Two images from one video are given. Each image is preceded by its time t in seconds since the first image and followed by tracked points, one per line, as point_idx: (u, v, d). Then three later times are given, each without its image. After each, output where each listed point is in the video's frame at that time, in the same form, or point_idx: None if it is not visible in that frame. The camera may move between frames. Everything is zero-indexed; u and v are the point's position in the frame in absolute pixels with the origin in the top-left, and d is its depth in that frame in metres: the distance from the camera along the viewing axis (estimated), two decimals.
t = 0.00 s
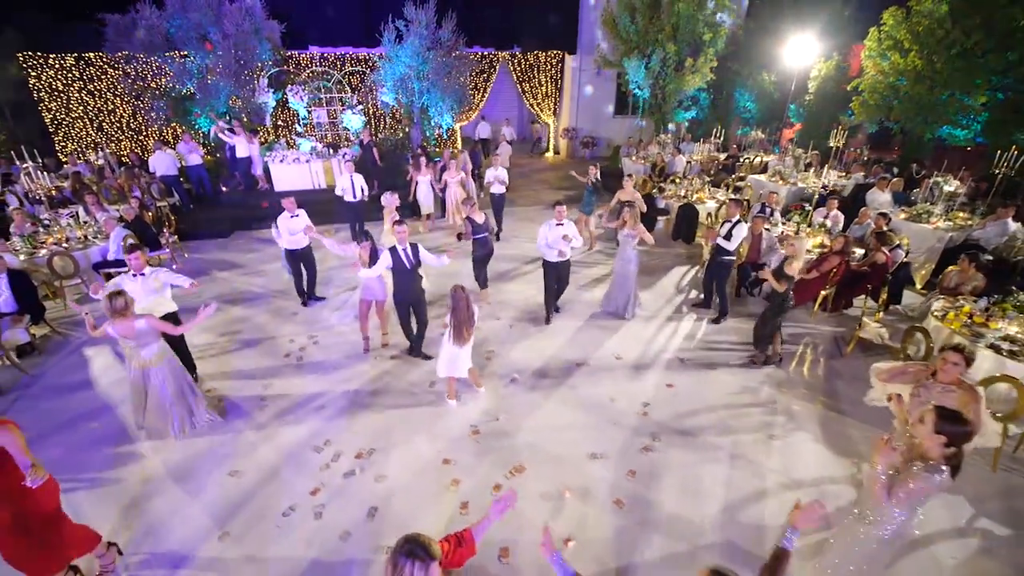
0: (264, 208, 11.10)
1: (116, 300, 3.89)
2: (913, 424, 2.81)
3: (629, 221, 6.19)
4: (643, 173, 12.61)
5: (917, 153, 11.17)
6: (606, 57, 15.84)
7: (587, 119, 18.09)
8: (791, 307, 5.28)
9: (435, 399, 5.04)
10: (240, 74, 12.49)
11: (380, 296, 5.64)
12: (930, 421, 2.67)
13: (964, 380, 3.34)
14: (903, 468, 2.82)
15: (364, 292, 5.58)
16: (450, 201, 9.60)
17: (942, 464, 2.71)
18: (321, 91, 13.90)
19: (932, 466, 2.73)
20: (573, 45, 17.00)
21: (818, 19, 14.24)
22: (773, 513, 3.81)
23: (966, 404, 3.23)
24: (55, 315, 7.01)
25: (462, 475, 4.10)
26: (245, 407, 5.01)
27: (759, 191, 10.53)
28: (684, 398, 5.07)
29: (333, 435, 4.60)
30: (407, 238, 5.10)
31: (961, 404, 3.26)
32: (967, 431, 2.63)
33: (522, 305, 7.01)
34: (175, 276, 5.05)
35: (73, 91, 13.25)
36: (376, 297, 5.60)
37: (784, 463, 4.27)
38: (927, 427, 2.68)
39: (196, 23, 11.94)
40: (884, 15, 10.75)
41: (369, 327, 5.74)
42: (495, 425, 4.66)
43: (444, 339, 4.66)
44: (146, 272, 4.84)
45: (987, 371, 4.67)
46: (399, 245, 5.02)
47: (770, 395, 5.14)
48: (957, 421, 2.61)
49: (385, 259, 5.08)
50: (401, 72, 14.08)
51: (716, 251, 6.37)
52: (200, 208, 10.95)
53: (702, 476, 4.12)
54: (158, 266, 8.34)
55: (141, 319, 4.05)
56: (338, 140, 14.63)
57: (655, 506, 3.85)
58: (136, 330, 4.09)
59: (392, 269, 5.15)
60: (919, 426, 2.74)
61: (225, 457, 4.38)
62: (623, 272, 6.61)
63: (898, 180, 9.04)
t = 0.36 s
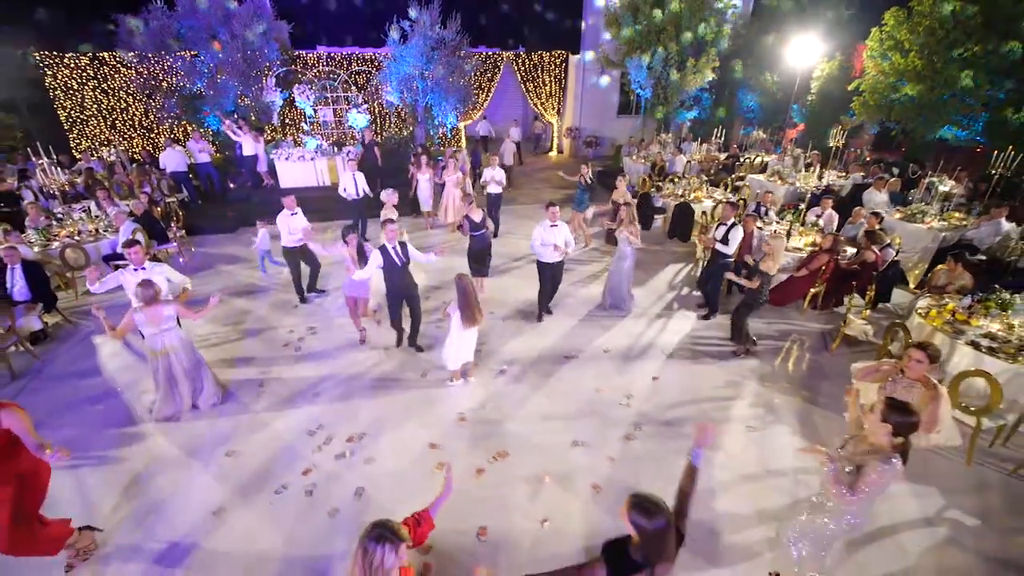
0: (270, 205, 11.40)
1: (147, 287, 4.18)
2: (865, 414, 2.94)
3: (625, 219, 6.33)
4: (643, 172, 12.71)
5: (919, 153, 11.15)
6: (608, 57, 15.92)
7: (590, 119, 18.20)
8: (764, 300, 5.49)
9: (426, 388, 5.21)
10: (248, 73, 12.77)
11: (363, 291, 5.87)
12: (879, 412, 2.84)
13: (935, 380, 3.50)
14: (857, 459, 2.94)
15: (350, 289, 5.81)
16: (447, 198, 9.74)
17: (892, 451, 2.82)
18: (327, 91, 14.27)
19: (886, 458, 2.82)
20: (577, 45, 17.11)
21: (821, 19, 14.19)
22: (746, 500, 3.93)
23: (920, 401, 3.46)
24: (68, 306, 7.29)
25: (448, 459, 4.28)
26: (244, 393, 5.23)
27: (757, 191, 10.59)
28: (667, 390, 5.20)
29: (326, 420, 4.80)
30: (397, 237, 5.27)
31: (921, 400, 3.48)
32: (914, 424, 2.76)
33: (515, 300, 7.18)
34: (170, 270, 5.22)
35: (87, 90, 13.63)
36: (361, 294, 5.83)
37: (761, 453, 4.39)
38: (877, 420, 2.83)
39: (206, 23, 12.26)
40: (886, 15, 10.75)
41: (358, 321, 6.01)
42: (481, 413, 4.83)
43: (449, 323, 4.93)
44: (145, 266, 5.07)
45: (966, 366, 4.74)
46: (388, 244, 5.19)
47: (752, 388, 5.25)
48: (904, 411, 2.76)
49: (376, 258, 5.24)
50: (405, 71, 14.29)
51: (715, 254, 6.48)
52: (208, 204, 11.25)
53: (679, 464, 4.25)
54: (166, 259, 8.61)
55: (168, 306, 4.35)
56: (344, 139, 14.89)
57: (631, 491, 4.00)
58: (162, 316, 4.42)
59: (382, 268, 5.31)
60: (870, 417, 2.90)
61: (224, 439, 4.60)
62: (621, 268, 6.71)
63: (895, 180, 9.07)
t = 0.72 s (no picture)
0: (278, 201, 11.71)
1: (163, 270, 4.43)
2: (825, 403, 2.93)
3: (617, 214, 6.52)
4: (646, 171, 12.78)
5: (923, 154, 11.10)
6: (615, 57, 16.05)
7: (596, 119, 18.32)
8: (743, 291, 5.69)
9: (422, 377, 5.42)
10: (259, 72, 13.09)
11: (359, 282, 6.06)
12: (835, 398, 2.80)
13: (902, 375, 3.61)
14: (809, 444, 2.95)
15: (347, 279, 6.01)
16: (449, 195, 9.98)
17: (846, 439, 2.81)
18: (336, 90, 14.62)
19: (833, 441, 2.82)
20: (584, 44, 17.24)
21: (829, 19, 14.13)
22: (722, 486, 4.06)
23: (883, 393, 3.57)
24: (83, 295, 7.61)
25: (436, 442, 4.47)
26: (248, 378, 5.48)
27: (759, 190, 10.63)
28: (654, 382, 5.33)
29: (324, 404, 5.03)
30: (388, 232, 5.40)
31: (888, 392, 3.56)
32: (869, 413, 2.72)
33: (512, 295, 7.34)
34: (176, 255, 5.59)
35: (106, 88, 14.08)
36: (355, 283, 6.04)
37: (741, 443, 4.50)
38: (833, 407, 2.80)
39: (219, 24, 12.60)
40: (893, 15, 10.71)
41: (352, 310, 6.23)
42: (472, 401, 5.01)
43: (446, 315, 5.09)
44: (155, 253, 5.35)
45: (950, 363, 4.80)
46: (379, 240, 5.30)
47: (738, 382, 5.37)
48: (860, 400, 2.71)
49: (368, 253, 5.33)
50: (413, 71, 14.50)
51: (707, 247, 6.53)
52: (218, 199, 11.60)
53: (662, 452, 4.39)
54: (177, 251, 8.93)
55: (180, 288, 4.59)
56: (352, 137, 15.18)
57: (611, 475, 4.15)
58: (176, 299, 4.63)
59: (374, 264, 5.44)
60: (828, 404, 2.86)
61: (227, 420, 4.84)
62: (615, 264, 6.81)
63: (895, 181, 9.06)
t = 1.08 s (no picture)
0: (287, 198, 12.00)
1: (171, 262, 4.67)
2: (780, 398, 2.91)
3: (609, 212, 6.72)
4: (649, 171, 12.86)
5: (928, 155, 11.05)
6: (620, 57, 16.13)
7: (602, 118, 18.41)
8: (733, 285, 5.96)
9: (418, 366, 5.63)
10: (271, 72, 13.43)
11: (359, 277, 6.28)
12: (787, 392, 2.79)
13: (873, 373, 3.68)
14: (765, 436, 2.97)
15: (346, 274, 6.23)
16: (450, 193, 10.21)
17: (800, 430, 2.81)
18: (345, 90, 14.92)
19: (783, 432, 2.76)
20: (590, 45, 17.37)
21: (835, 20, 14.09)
22: (702, 474, 4.20)
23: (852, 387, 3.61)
24: (99, 286, 7.92)
25: (429, 427, 4.67)
26: (253, 365, 5.74)
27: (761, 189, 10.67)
28: (643, 375, 5.47)
29: (324, 390, 5.26)
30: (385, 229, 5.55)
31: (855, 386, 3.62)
32: (819, 405, 2.73)
33: (510, 289, 7.50)
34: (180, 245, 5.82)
35: (124, 87, 14.54)
36: (353, 278, 6.25)
37: (724, 434, 4.63)
38: (785, 399, 2.79)
39: (232, 25, 12.97)
40: (899, 15, 10.68)
41: (351, 303, 6.45)
42: (465, 389, 5.19)
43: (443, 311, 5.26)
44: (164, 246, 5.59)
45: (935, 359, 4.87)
46: (378, 236, 5.45)
47: (726, 375, 5.49)
48: (810, 394, 2.71)
49: (369, 250, 5.50)
50: (420, 70, 14.72)
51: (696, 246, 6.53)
52: (230, 195, 11.94)
53: (646, 441, 4.53)
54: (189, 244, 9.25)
55: (186, 280, 4.83)
56: (360, 136, 15.46)
57: (595, 461, 4.31)
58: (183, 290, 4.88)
59: (374, 261, 5.59)
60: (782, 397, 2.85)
61: (232, 403, 5.10)
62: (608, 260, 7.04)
63: (896, 181, 9.06)
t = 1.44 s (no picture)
0: (296, 194, 12.31)
1: (167, 254, 5.00)
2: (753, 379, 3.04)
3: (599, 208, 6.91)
4: (653, 170, 12.93)
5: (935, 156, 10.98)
6: (628, 57, 16.23)
7: (610, 118, 18.50)
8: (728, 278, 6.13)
9: (418, 356, 5.84)
10: (283, 71, 13.78)
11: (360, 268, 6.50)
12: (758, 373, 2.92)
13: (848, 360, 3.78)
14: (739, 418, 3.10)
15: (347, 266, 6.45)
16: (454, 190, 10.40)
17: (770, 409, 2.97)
18: (355, 89, 15.21)
19: (750, 409, 2.91)
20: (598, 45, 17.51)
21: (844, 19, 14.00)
22: (686, 461, 4.33)
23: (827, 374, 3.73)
24: (117, 276, 8.27)
25: (425, 412, 4.87)
26: (259, 352, 6.01)
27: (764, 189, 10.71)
28: (635, 367, 5.62)
29: (326, 376, 5.51)
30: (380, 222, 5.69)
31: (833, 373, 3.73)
32: (787, 386, 2.86)
33: (510, 284, 7.68)
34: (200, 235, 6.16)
35: (142, 86, 14.99)
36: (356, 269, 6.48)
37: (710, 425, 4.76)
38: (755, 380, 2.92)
39: (248, 26, 13.36)
40: (906, 16, 10.64)
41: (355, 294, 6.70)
42: (461, 378, 5.39)
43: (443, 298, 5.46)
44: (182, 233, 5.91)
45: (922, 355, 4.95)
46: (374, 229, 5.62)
47: (717, 370, 5.61)
48: (778, 374, 2.84)
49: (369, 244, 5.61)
50: (429, 70, 14.96)
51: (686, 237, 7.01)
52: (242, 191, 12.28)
53: (634, 430, 4.68)
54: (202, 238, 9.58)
55: (180, 272, 5.13)
56: (369, 134, 15.74)
57: (583, 448, 4.47)
58: (177, 282, 5.20)
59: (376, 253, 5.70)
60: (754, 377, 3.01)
61: (238, 387, 5.37)
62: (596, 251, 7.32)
63: (899, 181, 9.06)
